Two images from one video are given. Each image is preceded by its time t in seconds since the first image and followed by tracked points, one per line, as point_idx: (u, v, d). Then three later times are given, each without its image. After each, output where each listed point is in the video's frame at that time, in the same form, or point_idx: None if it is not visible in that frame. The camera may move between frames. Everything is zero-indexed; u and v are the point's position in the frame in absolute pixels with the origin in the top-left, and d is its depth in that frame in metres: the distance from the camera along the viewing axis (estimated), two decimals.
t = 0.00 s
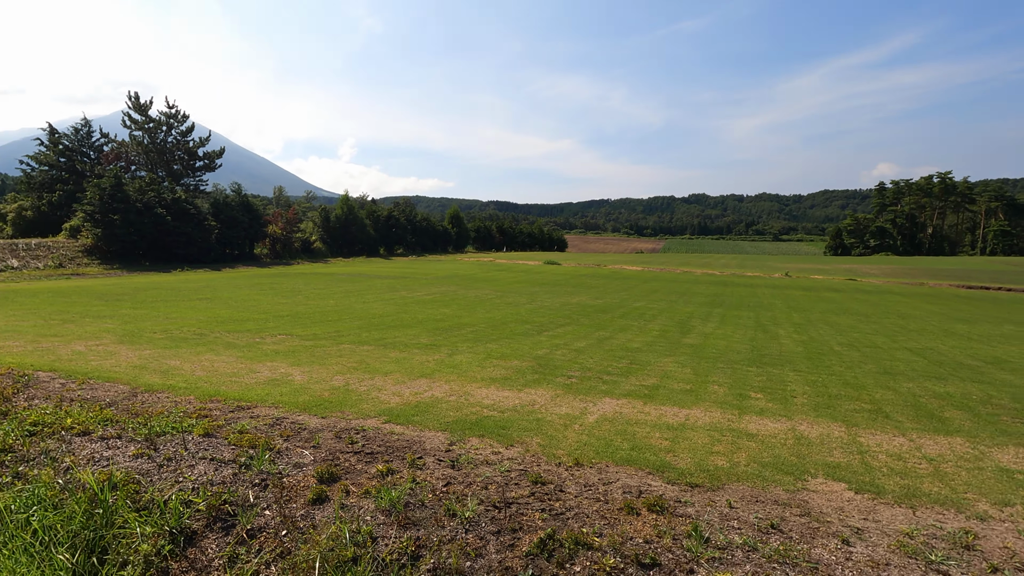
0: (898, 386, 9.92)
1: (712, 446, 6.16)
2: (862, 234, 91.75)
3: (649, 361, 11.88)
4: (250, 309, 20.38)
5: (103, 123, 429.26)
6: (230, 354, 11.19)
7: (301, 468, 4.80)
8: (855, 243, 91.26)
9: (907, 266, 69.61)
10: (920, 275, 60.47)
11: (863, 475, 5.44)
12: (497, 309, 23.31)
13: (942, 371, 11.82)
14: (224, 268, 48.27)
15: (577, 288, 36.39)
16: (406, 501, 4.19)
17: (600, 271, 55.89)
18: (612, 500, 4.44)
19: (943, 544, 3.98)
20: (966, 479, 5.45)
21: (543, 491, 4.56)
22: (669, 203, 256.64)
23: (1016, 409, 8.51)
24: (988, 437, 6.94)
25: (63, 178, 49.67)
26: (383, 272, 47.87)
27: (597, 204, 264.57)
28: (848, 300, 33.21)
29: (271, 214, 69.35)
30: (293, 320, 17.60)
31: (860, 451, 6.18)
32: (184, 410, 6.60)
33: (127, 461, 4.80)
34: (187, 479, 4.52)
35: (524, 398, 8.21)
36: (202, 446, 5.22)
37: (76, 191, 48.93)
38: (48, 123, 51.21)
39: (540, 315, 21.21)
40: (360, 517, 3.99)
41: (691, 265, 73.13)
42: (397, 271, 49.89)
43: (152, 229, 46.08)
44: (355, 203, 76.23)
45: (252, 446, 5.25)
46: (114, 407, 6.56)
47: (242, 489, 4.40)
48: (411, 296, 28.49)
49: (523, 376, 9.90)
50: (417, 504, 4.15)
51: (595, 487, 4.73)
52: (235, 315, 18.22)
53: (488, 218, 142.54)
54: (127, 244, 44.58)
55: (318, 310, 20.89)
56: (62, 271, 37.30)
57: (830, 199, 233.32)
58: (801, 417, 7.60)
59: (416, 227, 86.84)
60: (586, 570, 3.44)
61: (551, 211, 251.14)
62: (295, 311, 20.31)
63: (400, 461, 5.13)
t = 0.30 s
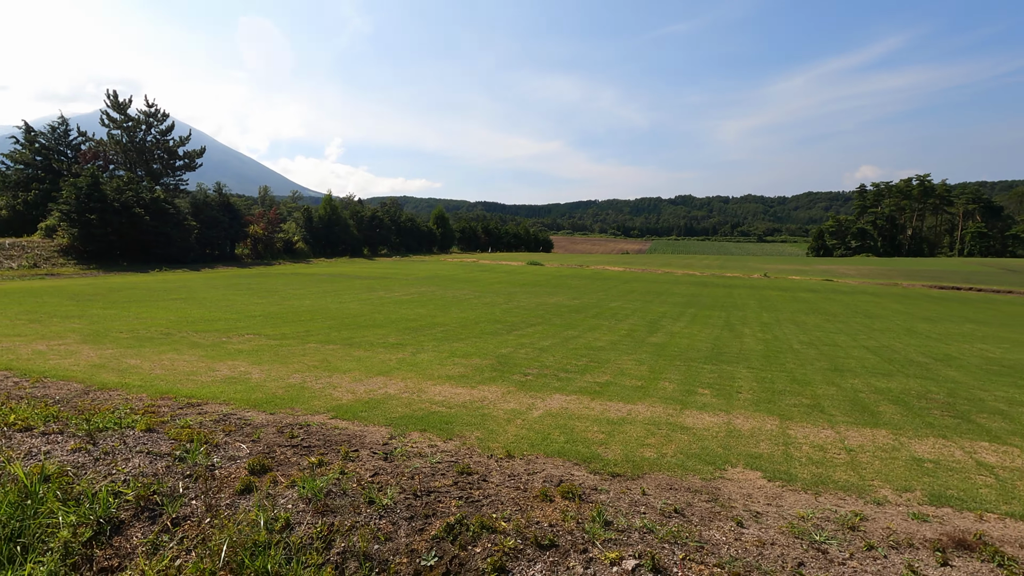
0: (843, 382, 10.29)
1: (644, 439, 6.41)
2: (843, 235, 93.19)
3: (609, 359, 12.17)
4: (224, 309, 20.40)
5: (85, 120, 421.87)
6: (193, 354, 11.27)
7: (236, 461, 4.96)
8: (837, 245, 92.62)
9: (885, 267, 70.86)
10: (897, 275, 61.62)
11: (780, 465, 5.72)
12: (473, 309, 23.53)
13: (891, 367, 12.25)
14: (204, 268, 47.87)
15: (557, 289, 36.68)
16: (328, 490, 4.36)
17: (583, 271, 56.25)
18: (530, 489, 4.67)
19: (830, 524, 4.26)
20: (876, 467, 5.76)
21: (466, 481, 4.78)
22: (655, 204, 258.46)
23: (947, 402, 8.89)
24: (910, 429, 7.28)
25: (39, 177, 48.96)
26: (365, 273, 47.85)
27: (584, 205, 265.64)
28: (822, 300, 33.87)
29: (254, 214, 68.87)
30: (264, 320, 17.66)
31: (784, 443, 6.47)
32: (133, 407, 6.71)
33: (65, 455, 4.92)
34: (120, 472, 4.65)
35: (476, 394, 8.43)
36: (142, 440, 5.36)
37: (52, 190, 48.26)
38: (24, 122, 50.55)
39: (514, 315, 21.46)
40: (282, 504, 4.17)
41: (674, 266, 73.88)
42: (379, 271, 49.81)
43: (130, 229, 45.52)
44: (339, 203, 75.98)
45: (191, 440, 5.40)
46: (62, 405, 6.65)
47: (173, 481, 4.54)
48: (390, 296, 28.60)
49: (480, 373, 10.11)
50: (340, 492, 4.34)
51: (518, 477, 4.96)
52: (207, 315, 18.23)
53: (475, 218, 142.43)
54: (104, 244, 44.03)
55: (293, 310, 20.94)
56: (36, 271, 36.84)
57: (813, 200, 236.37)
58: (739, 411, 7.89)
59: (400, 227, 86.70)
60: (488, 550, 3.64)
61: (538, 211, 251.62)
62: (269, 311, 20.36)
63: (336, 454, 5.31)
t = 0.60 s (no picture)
0: (786, 378, 10.60)
1: (571, 431, 6.60)
2: (827, 237, 94.40)
3: (564, 356, 12.38)
4: (193, 306, 20.33)
5: (67, 116, 415.01)
6: (148, 350, 11.29)
7: (154, 451, 5.06)
8: (820, 246, 93.84)
9: (864, 268, 71.90)
10: (875, 276, 62.54)
11: (694, 455, 5.95)
12: (446, 307, 23.64)
13: (838, 364, 12.59)
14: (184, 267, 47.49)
15: (536, 288, 36.88)
16: (237, 477, 4.48)
17: (566, 271, 56.50)
18: (439, 476, 4.84)
19: (717, 508, 4.47)
20: (786, 456, 6.01)
21: (377, 469, 4.94)
22: (643, 205, 259.86)
23: (879, 397, 9.20)
24: (833, 422, 7.55)
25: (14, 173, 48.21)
26: (346, 272, 47.76)
27: (572, 206, 266.16)
28: (796, 301, 34.37)
29: (236, 212, 68.31)
30: (231, 317, 17.65)
31: (706, 434, 6.70)
32: (69, 400, 6.78)
33: None
34: (35, 462, 4.73)
35: (420, 389, 8.59)
36: (66, 432, 5.43)
37: (27, 187, 47.50)
38: None
39: (485, 314, 21.62)
40: (188, 490, 4.30)
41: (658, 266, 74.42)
42: (360, 270, 49.67)
43: (107, 226, 44.98)
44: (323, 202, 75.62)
45: (115, 431, 5.48)
46: None
47: (87, 470, 4.64)
48: (366, 295, 28.63)
49: (431, 369, 10.27)
50: (249, 479, 4.48)
51: (430, 465, 5.12)
52: (174, 312, 18.17)
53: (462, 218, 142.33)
54: (80, 242, 43.46)
55: (264, 308, 20.93)
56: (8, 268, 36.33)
57: (799, 202, 238.97)
58: (673, 405, 8.13)
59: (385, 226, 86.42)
60: (377, 529, 3.81)
61: (527, 211, 251.94)
62: (238, 309, 20.31)
63: (258, 445, 5.44)
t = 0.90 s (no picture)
0: (738, 374, 10.89)
1: (507, 421, 6.85)
2: (818, 237, 95.02)
3: (527, 351, 12.64)
4: (172, 302, 20.46)
5: (59, 112, 411.97)
6: (116, 344, 11.47)
7: (88, 437, 5.26)
8: (811, 246, 94.45)
9: (853, 269, 72.43)
10: (863, 277, 63.02)
11: (618, 443, 6.20)
12: (426, 304, 23.84)
13: (795, 361, 12.88)
14: (171, 264, 47.42)
15: (522, 286, 37.09)
16: (162, 461, 4.70)
17: (555, 270, 56.72)
18: (359, 461, 5.07)
19: (619, 491, 4.72)
20: (707, 444, 6.28)
21: (301, 455, 5.16)
22: (638, 204, 260.55)
23: (822, 391, 9.50)
24: (765, 414, 7.83)
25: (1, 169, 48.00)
26: (334, 269, 47.85)
27: (567, 205, 266.40)
28: (778, 300, 34.73)
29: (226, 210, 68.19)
30: (207, 313, 17.80)
31: (638, 425, 6.97)
32: (22, 391, 6.97)
33: None
34: None
35: (372, 382, 8.81)
36: (9, 420, 5.62)
37: (13, 182, 47.30)
38: None
39: (463, 311, 21.85)
40: (111, 472, 4.51)
41: (648, 265, 74.74)
42: (349, 268, 49.71)
43: (94, 223, 44.84)
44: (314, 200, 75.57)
45: (56, 419, 5.68)
46: None
47: (20, 453, 4.85)
48: (349, 292, 28.80)
49: (390, 364, 10.49)
50: (173, 463, 4.69)
51: (355, 451, 5.35)
52: (150, 308, 18.30)
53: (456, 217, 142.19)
54: (67, 238, 43.34)
55: (243, 304, 21.10)
56: None
57: (793, 203, 240.10)
58: (617, 397, 8.39)
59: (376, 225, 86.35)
60: (285, 508, 4.05)
61: (522, 210, 252.05)
62: (217, 305, 20.45)
63: (192, 433, 5.64)
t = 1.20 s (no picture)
0: (705, 372, 11.10)
1: (462, 417, 7.10)
2: (818, 237, 94.90)
3: (503, 350, 12.85)
4: (162, 302, 20.70)
5: (60, 112, 412.67)
6: (98, 342, 11.73)
7: (48, 430, 5.50)
8: (812, 246, 94.32)
9: (851, 268, 72.42)
10: (860, 277, 63.01)
11: (564, 438, 6.43)
12: (415, 304, 24.06)
13: (766, 360, 13.09)
14: (167, 263, 47.68)
15: (515, 286, 37.23)
16: (115, 452, 4.95)
17: (551, 270, 56.88)
18: (306, 452, 5.32)
19: (548, 481, 4.97)
20: (650, 439, 6.51)
21: (250, 447, 5.39)
22: (639, 204, 260.29)
23: (782, 389, 9.72)
24: (718, 410, 8.06)
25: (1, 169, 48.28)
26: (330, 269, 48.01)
27: (568, 204, 266.04)
28: (770, 300, 34.82)
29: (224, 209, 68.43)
30: (195, 312, 18.04)
31: (589, 421, 7.19)
32: None
33: None
34: None
35: (341, 380, 9.05)
36: None
37: (12, 182, 47.62)
38: None
39: (450, 311, 22.06)
40: (64, 462, 4.75)
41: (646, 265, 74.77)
42: (344, 268, 49.87)
43: (91, 223, 45.09)
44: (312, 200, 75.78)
45: (21, 413, 5.92)
46: None
47: None
48: (340, 292, 29.01)
49: (363, 362, 10.71)
50: (125, 454, 4.94)
51: (303, 443, 5.59)
52: (139, 308, 18.54)
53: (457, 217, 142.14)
54: (65, 238, 43.61)
55: (232, 304, 21.34)
56: None
57: (795, 202, 239.64)
58: (577, 394, 8.62)
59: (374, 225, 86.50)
60: (221, 495, 4.29)
61: (523, 210, 251.99)
62: (206, 304, 20.69)
63: (150, 426, 5.87)
